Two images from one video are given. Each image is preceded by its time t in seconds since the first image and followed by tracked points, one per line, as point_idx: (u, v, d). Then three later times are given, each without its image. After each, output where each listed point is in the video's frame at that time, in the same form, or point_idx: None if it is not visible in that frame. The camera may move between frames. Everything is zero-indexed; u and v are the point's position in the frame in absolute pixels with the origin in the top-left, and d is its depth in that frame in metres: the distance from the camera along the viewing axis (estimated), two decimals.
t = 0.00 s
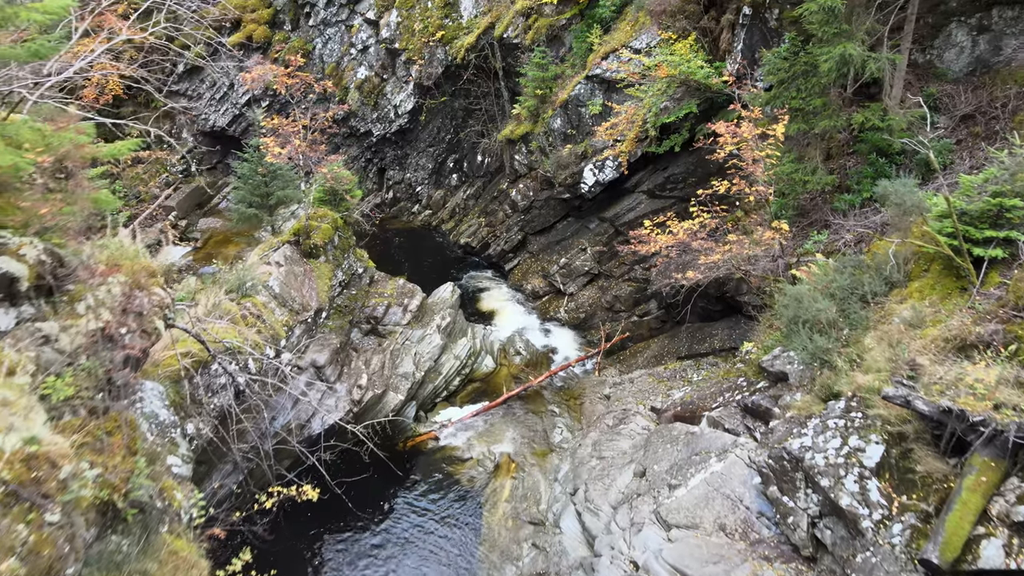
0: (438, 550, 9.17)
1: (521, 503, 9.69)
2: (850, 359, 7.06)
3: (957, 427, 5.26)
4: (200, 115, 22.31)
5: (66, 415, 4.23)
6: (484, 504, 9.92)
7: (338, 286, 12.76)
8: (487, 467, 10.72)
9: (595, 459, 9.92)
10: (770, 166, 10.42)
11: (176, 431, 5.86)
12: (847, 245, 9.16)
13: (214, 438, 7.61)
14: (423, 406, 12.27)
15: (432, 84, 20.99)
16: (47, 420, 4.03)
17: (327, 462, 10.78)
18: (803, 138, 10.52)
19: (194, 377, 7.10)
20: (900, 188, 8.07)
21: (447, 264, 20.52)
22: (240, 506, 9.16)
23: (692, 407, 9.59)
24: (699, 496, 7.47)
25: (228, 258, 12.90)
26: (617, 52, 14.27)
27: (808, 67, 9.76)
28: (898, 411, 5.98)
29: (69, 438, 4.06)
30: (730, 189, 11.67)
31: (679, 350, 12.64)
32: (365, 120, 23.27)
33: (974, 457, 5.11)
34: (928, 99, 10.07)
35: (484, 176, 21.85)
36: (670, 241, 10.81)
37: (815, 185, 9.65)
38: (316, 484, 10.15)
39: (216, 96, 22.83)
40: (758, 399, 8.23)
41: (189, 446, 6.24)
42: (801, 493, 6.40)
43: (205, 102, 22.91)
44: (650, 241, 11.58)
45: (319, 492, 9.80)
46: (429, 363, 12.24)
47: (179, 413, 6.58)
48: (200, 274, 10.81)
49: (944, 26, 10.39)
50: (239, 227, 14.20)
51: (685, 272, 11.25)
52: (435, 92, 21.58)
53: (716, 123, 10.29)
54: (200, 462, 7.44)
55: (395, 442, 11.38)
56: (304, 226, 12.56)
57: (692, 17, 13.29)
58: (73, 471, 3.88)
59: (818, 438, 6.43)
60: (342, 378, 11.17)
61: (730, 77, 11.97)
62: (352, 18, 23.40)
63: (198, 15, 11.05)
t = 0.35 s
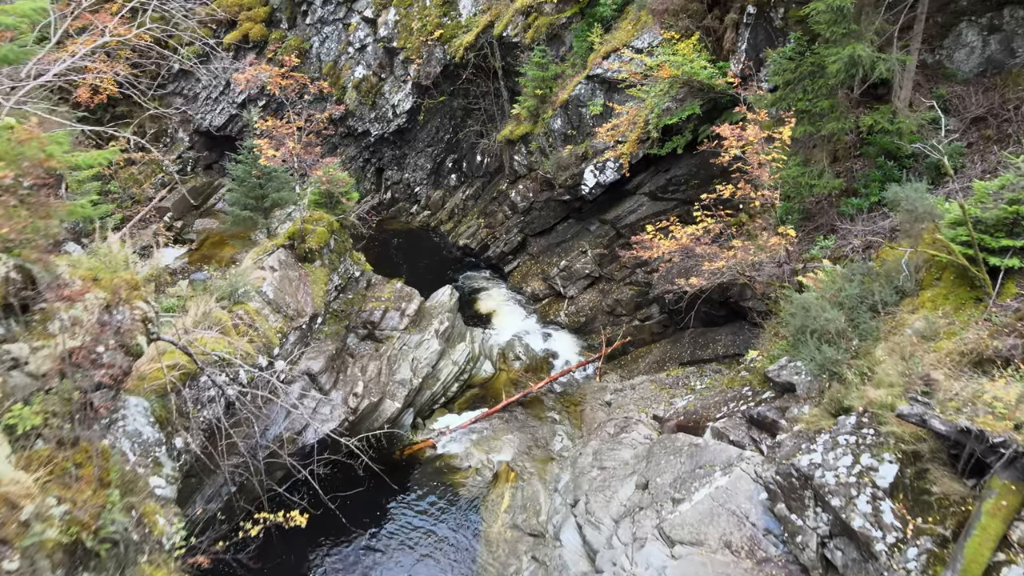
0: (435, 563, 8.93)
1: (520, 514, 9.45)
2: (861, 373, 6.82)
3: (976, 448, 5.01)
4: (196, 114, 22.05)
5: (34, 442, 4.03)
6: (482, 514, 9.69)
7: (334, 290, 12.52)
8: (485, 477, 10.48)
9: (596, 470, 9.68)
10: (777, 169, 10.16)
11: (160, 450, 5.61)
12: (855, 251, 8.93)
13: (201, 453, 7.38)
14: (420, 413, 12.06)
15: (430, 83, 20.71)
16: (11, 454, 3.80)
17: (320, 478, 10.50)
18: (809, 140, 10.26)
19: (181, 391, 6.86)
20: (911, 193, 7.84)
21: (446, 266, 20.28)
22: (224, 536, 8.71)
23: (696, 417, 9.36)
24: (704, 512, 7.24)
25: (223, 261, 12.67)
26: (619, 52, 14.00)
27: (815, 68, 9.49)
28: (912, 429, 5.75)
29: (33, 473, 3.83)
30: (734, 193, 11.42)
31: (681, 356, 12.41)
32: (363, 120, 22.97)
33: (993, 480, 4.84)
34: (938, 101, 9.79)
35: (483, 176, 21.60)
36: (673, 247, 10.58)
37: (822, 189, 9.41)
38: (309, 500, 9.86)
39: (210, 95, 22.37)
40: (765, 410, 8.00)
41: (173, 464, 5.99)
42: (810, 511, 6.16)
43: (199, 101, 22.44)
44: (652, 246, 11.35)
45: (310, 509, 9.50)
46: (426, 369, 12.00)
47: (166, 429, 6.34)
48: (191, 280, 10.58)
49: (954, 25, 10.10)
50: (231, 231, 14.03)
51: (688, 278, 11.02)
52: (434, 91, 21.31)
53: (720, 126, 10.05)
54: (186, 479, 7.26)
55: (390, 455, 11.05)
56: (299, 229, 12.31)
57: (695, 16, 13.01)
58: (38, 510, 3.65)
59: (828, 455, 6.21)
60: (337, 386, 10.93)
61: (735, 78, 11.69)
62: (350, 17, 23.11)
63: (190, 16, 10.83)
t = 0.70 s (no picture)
0: None
1: (520, 526, 9.22)
2: (872, 388, 6.58)
3: (996, 472, 4.77)
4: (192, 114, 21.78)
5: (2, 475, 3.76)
6: (481, 524, 9.46)
7: (330, 295, 12.26)
8: (484, 487, 10.25)
9: (597, 480, 9.46)
10: (783, 173, 9.91)
11: (142, 472, 5.35)
12: (864, 258, 8.69)
13: (187, 470, 7.13)
14: (418, 420, 11.84)
15: (429, 82, 20.40)
16: None
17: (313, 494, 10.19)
18: (816, 142, 10.03)
19: (168, 406, 6.62)
20: (922, 200, 7.61)
21: (445, 268, 20.00)
22: (208, 565, 8.27)
23: (700, 428, 9.14)
24: (708, 529, 7.01)
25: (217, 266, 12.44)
26: (620, 51, 13.72)
27: (824, 69, 9.22)
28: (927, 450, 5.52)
29: None
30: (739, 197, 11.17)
31: (683, 362, 12.17)
32: (361, 120, 22.60)
33: (1015, 507, 4.55)
34: (949, 102, 9.52)
35: (483, 177, 21.34)
36: (676, 253, 10.33)
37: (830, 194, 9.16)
38: (301, 516, 9.54)
39: (208, 94, 22.13)
40: (770, 424, 7.73)
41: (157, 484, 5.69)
42: (820, 531, 5.92)
43: (197, 99, 22.26)
44: (656, 253, 11.10)
45: (302, 527, 9.16)
46: (424, 376, 11.76)
47: (149, 447, 6.17)
48: (181, 287, 10.34)
49: (966, 24, 9.82)
50: (226, 234, 13.56)
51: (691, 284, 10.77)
52: (432, 90, 21.02)
53: (726, 131, 9.80)
54: (174, 497, 7.14)
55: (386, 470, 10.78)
56: (293, 233, 12.04)
57: (698, 15, 12.75)
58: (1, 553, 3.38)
59: (840, 475, 5.97)
60: (333, 394, 10.69)
61: (740, 78, 11.42)
62: (347, 15, 22.78)
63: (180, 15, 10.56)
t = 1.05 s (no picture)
0: None
1: (519, 535, 8.98)
2: (882, 401, 6.38)
3: (1016, 493, 4.60)
4: (188, 114, 21.54)
5: None
6: (480, 534, 9.24)
7: (326, 299, 12.04)
8: (482, 495, 10.02)
9: (598, 490, 9.26)
10: (789, 177, 9.70)
11: (126, 491, 5.18)
12: (871, 263, 8.51)
13: (176, 487, 6.92)
14: (416, 427, 11.65)
15: (427, 81, 20.15)
16: None
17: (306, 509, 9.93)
18: (821, 145, 9.85)
19: (153, 420, 6.45)
20: (933, 205, 7.36)
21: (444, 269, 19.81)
22: None
23: (703, 438, 8.95)
24: (713, 545, 6.83)
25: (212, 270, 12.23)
26: (621, 51, 13.48)
27: (831, 70, 9.01)
28: (942, 468, 5.33)
29: None
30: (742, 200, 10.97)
31: (686, 367, 11.98)
32: (359, 119, 22.30)
33: None
34: (958, 103, 9.28)
35: (482, 177, 21.15)
36: (679, 258, 10.15)
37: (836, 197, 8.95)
38: (294, 530, 9.27)
39: (203, 94, 21.86)
40: (774, 435, 7.45)
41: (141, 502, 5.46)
42: (830, 550, 5.70)
43: (192, 99, 21.93)
44: (658, 258, 10.88)
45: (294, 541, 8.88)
46: (422, 382, 11.57)
47: (135, 462, 6.12)
48: (174, 293, 10.13)
49: (975, 22, 9.57)
50: (222, 236, 13.40)
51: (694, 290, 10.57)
52: (431, 90, 20.79)
53: (729, 134, 9.59)
54: (161, 512, 6.79)
55: (382, 481, 10.56)
56: (289, 236, 11.81)
57: (701, 14, 12.55)
58: None
59: (850, 493, 5.80)
60: (328, 401, 10.48)
61: (744, 78, 11.22)
62: (344, 13, 22.54)
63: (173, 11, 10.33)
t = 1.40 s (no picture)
0: None
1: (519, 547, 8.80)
2: (894, 417, 6.20)
3: None
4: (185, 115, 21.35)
5: None
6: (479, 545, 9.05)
7: (322, 304, 11.83)
8: (481, 505, 9.82)
9: (598, 501, 9.07)
10: (794, 182, 9.50)
11: (110, 513, 5.06)
12: (879, 271, 8.38)
13: (165, 505, 6.73)
14: (413, 434, 11.46)
15: (426, 82, 19.92)
16: None
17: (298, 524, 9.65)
18: (826, 150, 9.65)
19: (140, 435, 6.31)
20: (944, 213, 7.13)
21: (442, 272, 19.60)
22: None
23: (706, 449, 8.76)
24: (717, 562, 6.66)
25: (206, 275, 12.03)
26: (622, 52, 13.29)
27: (838, 73, 8.81)
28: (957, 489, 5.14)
29: None
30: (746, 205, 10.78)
31: (688, 374, 11.83)
32: (357, 120, 22.00)
33: None
34: (967, 107, 9.10)
35: (481, 178, 20.96)
36: (682, 266, 9.94)
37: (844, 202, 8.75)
38: (287, 547, 9.02)
39: (200, 94, 21.70)
40: (782, 449, 7.13)
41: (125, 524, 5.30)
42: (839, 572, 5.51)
43: (189, 99, 21.74)
44: (661, 265, 10.67)
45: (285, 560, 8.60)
46: (419, 389, 11.37)
47: (122, 480, 6.02)
48: (166, 300, 9.92)
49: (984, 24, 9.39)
50: (216, 240, 13.19)
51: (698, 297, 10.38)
52: (430, 91, 20.60)
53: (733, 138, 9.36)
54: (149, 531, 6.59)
55: (378, 495, 10.26)
56: (284, 241, 11.61)
57: (704, 15, 12.34)
58: None
59: (860, 513, 5.62)
60: (324, 410, 10.28)
61: (747, 80, 11.03)
62: (342, 13, 22.35)
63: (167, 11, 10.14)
